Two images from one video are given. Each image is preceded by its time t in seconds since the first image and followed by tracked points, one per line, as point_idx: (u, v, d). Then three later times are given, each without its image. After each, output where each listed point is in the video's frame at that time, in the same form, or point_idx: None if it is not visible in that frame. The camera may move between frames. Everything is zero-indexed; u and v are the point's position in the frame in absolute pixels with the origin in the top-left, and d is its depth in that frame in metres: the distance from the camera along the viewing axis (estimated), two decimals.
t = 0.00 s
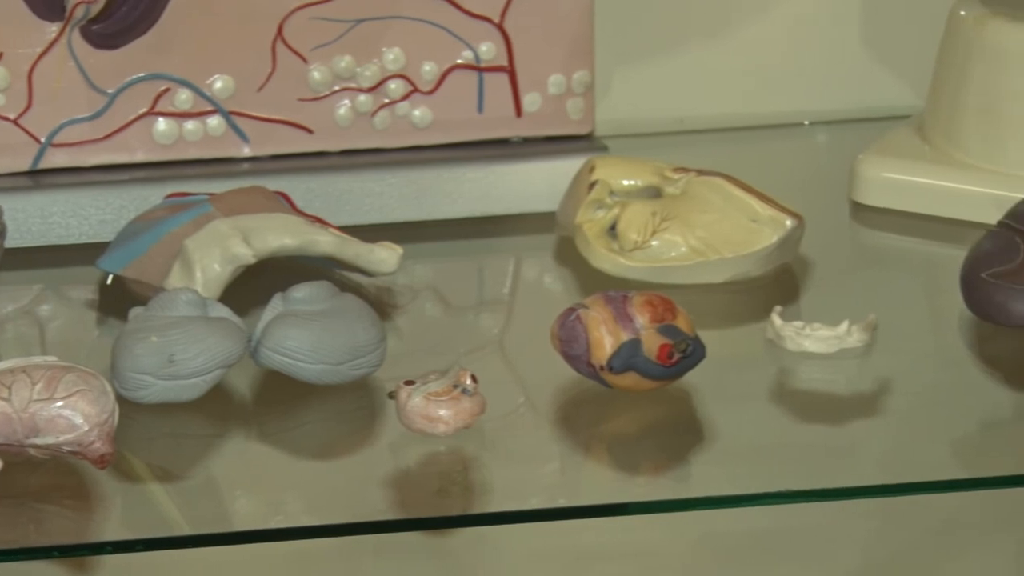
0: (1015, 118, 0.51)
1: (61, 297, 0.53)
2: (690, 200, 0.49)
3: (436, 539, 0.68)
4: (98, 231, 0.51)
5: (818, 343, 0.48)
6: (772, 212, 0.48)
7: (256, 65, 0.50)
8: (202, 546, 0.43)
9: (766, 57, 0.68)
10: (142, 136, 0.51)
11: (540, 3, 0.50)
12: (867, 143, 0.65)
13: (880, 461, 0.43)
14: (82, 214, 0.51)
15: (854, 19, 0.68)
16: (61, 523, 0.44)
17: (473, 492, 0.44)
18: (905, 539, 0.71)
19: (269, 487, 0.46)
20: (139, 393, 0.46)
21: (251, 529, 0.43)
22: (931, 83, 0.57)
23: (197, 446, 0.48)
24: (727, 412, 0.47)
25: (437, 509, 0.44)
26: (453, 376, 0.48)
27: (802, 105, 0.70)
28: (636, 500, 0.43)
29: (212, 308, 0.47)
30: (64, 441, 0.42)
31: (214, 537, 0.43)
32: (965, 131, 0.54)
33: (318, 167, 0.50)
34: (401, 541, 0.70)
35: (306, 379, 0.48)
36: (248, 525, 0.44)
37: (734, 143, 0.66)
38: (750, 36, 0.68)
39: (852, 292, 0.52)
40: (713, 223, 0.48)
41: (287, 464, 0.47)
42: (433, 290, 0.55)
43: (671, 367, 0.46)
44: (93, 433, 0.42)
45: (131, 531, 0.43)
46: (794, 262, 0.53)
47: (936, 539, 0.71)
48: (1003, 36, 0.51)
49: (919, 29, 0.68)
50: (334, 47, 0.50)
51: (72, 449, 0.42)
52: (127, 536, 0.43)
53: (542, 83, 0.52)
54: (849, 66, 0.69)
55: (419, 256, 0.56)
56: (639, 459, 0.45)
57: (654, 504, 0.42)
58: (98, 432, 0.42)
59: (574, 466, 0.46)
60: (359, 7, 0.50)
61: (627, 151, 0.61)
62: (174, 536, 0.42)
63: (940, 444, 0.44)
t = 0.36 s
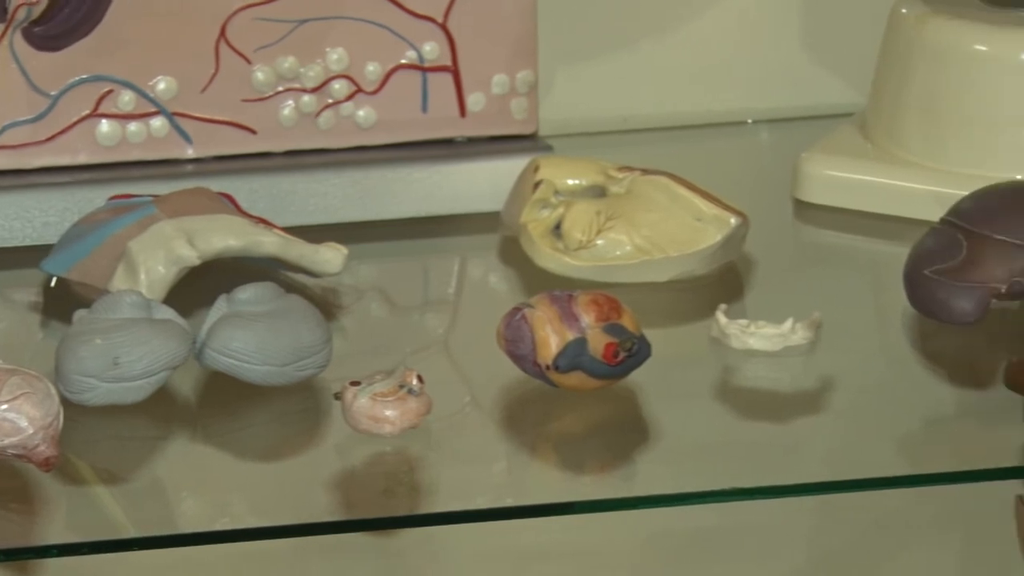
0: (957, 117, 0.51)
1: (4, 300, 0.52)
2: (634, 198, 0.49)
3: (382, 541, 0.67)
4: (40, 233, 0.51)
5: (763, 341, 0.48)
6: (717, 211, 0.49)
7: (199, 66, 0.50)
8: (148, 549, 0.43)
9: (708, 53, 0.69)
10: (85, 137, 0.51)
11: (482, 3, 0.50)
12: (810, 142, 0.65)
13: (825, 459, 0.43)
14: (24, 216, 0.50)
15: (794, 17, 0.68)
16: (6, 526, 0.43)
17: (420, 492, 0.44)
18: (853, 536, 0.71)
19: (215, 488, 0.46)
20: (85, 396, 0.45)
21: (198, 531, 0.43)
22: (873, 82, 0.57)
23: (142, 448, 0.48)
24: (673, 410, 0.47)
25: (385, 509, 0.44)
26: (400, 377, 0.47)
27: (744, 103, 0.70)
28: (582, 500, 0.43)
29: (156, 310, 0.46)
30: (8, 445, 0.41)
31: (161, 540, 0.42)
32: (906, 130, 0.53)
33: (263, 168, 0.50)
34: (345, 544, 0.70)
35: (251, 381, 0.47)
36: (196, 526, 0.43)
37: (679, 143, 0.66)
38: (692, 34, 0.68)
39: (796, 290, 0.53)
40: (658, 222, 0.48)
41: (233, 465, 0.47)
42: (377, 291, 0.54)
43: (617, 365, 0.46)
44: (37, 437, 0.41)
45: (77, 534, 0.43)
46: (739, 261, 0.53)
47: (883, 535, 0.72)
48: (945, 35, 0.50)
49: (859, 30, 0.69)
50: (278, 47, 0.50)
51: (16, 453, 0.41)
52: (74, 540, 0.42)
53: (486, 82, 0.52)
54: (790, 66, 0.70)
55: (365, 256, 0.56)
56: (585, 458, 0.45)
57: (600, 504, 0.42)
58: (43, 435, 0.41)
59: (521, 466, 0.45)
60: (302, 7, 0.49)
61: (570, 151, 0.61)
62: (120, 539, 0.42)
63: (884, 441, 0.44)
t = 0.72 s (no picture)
0: (895, 115, 0.51)
1: None
2: (574, 198, 0.49)
3: (323, 543, 0.67)
4: None
5: (703, 338, 0.48)
6: (656, 209, 0.49)
7: (138, 67, 0.50)
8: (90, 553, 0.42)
9: (645, 53, 0.69)
10: (24, 140, 0.50)
11: (420, 4, 0.51)
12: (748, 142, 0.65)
13: (765, 457, 0.43)
14: None
15: (731, 17, 0.69)
16: None
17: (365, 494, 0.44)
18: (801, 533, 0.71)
19: (157, 490, 0.45)
20: (24, 400, 0.44)
21: (140, 535, 0.43)
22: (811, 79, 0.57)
23: (82, 451, 0.47)
24: (613, 410, 0.47)
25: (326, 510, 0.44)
26: (341, 377, 0.47)
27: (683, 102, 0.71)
28: (524, 500, 0.43)
29: (97, 313, 0.46)
30: None
31: (103, 544, 0.42)
32: (845, 129, 0.54)
33: (204, 170, 0.50)
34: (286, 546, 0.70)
35: (193, 383, 0.47)
36: (137, 529, 0.43)
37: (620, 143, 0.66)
38: (629, 33, 0.68)
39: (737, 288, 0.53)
40: (599, 222, 0.48)
41: (174, 467, 0.47)
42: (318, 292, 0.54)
43: (558, 364, 0.46)
44: None
45: (19, 539, 0.42)
46: (678, 259, 0.53)
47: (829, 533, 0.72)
48: (882, 32, 0.51)
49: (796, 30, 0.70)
50: (217, 48, 0.50)
51: None
52: (17, 543, 0.42)
53: (426, 82, 0.52)
54: (729, 65, 0.70)
55: (308, 257, 0.55)
56: (527, 458, 0.45)
57: (542, 503, 0.43)
58: None
59: (463, 466, 0.45)
60: (241, 8, 0.49)
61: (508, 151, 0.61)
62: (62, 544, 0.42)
63: (824, 438, 0.44)
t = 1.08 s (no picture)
0: (835, 113, 0.52)
1: None
2: (515, 197, 0.49)
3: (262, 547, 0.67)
4: None
5: (644, 338, 0.48)
6: (598, 209, 0.49)
7: (76, 67, 0.50)
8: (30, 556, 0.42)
9: (585, 50, 0.69)
10: None
11: (359, 5, 0.51)
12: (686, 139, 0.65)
13: (708, 455, 0.43)
14: None
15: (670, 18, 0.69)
16: None
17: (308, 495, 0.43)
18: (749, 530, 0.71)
19: (98, 492, 0.45)
20: None
21: (80, 538, 0.42)
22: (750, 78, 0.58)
23: (19, 455, 0.47)
24: (555, 409, 0.47)
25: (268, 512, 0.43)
26: (282, 379, 0.46)
27: (623, 100, 0.71)
28: (467, 500, 0.42)
29: (36, 316, 0.45)
30: None
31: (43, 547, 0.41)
32: (784, 128, 0.55)
33: (144, 172, 0.51)
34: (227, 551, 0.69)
35: (133, 386, 0.46)
36: (80, 533, 0.42)
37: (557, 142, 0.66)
38: (568, 32, 0.68)
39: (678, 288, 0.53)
40: (539, 221, 0.49)
41: (115, 469, 0.46)
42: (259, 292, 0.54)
43: (499, 364, 0.46)
44: None
45: None
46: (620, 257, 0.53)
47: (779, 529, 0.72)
48: (819, 31, 0.52)
49: (734, 32, 0.70)
50: (157, 48, 0.50)
51: None
52: None
53: (365, 82, 0.52)
54: (669, 63, 0.70)
55: (249, 258, 0.55)
56: (469, 458, 0.44)
57: (482, 504, 0.42)
58: None
59: (405, 467, 0.44)
60: (179, 9, 0.49)
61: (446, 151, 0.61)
62: None
63: (765, 436, 0.44)
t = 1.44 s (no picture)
0: (778, 112, 0.53)
1: None
2: (459, 197, 0.49)
3: (209, 544, 0.67)
4: None
5: (589, 337, 0.48)
6: (542, 207, 0.49)
7: (18, 68, 0.49)
8: None
9: (531, 49, 0.69)
10: None
11: (302, 5, 0.51)
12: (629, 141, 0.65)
13: (654, 454, 0.43)
14: None
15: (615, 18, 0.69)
16: None
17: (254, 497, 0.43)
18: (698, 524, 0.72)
19: (42, 497, 0.44)
20: None
21: (25, 541, 0.41)
22: (694, 78, 0.58)
23: None
24: (500, 409, 0.46)
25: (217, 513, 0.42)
26: (228, 380, 0.46)
27: (568, 100, 0.70)
28: (414, 501, 0.42)
29: None
30: None
31: None
32: (728, 127, 0.55)
33: (90, 173, 0.51)
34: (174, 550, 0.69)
35: (78, 389, 0.46)
36: (24, 537, 0.42)
37: (499, 143, 0.67)
38: (513, 31, 0.68)
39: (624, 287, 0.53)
40: (485, 220, 0.49)
41: (60, 472, 0.45)
42: (206, 293, 0.54)
43: (445, 364, 0.46)
44: None
45: None
46: (565, 257, 0.53)
47: (729, 525, 0.72)
48: (762, 30, 0.53)
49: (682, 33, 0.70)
50: (99, 50, 0.50)
51: None
52: None
53: (310, 83, 0.52)
54: (615, 62, 0.70)
55: (193, 259, 0.55)
56: (415, 458, 0.44)
57: (430, 504, 0.42)
58: None
59: (352, 468, 0.44)
60: (122, 10, 0.49)
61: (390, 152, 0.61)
62: None
63: (711, 435, 0.44)
